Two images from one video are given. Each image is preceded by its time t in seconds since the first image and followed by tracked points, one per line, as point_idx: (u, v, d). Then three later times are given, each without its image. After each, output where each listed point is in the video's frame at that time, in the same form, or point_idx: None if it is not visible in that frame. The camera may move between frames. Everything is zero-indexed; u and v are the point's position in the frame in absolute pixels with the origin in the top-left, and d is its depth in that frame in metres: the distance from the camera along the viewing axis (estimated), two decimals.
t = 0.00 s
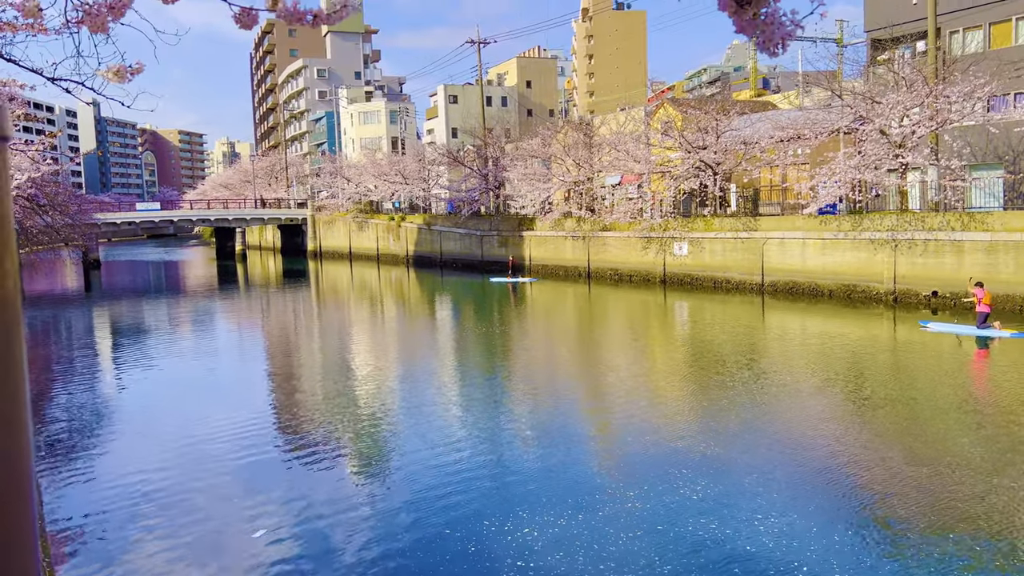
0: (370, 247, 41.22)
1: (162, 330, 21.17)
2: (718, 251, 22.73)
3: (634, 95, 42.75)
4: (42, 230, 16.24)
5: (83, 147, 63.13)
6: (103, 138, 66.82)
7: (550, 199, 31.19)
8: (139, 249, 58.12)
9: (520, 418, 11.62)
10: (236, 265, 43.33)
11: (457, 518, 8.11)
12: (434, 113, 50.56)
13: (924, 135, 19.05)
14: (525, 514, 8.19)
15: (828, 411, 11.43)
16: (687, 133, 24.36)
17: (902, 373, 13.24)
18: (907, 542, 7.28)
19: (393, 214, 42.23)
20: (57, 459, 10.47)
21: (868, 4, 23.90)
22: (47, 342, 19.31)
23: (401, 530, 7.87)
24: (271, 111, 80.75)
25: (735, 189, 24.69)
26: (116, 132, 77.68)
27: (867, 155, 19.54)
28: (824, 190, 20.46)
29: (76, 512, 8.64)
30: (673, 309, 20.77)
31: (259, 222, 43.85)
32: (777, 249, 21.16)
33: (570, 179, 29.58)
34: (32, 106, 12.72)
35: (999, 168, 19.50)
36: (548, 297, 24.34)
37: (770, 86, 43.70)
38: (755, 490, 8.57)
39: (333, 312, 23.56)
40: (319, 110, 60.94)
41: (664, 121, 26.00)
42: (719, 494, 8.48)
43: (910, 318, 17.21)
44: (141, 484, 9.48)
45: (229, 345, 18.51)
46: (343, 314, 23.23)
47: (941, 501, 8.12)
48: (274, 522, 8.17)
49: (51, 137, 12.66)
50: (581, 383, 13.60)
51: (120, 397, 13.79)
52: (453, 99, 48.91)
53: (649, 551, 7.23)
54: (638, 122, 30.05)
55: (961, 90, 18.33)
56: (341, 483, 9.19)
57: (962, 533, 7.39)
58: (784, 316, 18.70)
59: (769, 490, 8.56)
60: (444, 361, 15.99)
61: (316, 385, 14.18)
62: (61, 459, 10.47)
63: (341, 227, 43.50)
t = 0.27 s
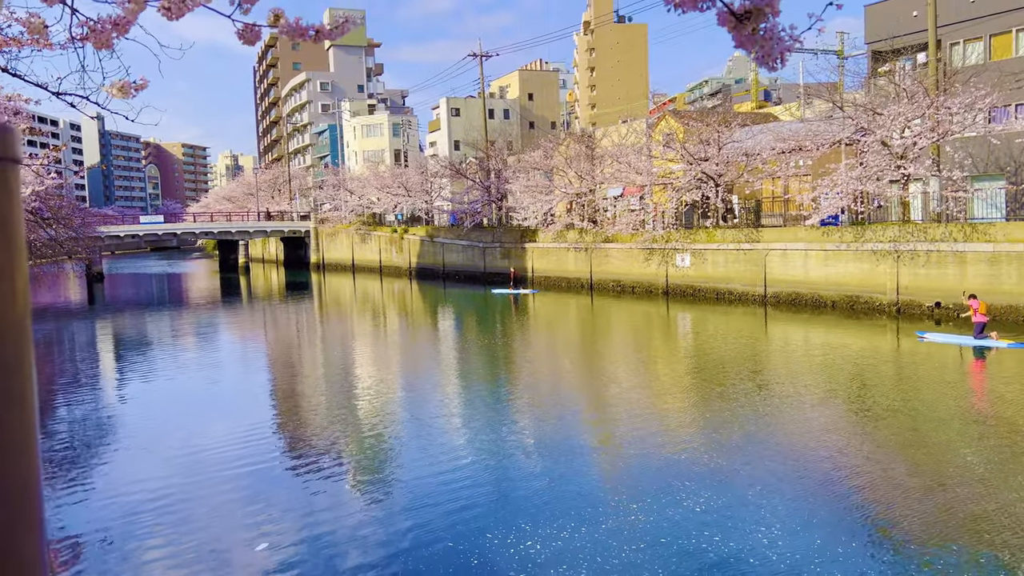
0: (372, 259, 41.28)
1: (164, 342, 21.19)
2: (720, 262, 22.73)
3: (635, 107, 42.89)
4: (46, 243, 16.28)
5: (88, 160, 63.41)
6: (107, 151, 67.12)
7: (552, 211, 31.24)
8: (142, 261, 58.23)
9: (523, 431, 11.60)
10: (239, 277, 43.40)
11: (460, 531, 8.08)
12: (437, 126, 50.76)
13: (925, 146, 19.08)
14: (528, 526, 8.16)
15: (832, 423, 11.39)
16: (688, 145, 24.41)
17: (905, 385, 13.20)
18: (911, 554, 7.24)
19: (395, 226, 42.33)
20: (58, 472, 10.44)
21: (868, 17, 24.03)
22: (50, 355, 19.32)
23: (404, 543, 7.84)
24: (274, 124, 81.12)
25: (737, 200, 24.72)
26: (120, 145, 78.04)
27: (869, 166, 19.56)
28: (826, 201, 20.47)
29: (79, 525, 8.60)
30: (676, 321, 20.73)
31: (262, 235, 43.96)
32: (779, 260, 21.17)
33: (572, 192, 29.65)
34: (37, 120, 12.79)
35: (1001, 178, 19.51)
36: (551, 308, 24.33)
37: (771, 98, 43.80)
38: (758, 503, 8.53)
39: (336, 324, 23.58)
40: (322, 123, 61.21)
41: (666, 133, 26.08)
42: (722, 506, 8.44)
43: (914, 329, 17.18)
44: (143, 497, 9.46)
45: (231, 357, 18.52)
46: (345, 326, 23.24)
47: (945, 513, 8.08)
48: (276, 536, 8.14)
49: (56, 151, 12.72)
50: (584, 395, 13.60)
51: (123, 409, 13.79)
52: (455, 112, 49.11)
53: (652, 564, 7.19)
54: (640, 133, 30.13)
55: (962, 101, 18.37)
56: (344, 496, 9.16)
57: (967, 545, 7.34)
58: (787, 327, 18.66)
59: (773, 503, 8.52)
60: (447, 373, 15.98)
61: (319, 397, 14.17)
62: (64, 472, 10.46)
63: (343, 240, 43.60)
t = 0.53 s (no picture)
0: (375, 271, 41.31)
1: (167, 355, 21.19)
2: (723, 274, 22.72)
3: (637, 119, 43.02)
4: (49, 257, 16.31)
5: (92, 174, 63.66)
6: (111, 164, 67.45)
7: (554, 223, 31.26)
8: (145, 274, 58.32)
9: (526, 443, 11.55)
10: (242, 290, 43.46)
11: (462, 544, 8.03)
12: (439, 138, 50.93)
13: (927, 157, 19.10)
14: (531, 539, 8.11)
15: (836, 435, 11.32)
16: (690, 157, 24.45)
17: (909, 396, 13.13)
18: (917, 567, 7.16)
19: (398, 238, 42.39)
20: (60, 484, 10.42)
21: (869, 29, 24.10)
22: (53, 368, 19.31)
23: (406, 556, 7.79)
24: (277, 137, 81.52)
25: (740, 212, 24.73)
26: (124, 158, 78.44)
27: (871, 177, 19.56)
28: (829, 213, 20.46)
29: (79, 539, 8.54)
30: (679, 332, 20.68)
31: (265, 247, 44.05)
32: (782, 271, 21.15)
33: (574, 204, 29.69)
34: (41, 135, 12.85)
35: (1003, 189, 19.50)
36: (553, 320, 24.31)
37: (773, 109, 43.89)
38: (762, 515, 8.47)
39: (338, 336, 23.59)
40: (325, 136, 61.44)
41: (668, 145, 26.14)
42: (726, 519, 8.38)
43: (918, 340, 17.12)
44: (145, 510, 9.41)
45: (234, 370, 18.52)
46: (348, 338, 23.22)
47: (950, 526, 8.02)
48: (278, 549, 8.07)
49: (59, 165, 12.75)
50: (587, 406, 13.57)
51: (126, 422, 13.75)
52: (458, 125, 49.30)
53: None
54: (642, 145, 30.19)
55: (964, 112, 18.37)
56: (346, 509, 9.11)
57: (971, 558, 7.28)
58: (790, 339, 18.63)
59: (777, 515, 8.46)
60: (449, 385, 15.95)
61: (321, 410, 14.13)
62: (66, 485, 10.41)
63: (346, 252, 43.67)
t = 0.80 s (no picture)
0: (378, 284, 41.35)
1: (170, 368, 21.20)
2: (725, 286, 22.71)
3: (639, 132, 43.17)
4: (53, 270, 16.35)
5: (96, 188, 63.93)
6: (116, 178, 67.76)
7: (557, 236, 31.28)
8: (148, 287, 58.43)
9: (529, 456, 11.50)
10: (245, 302, 43.50)
11: (465, 558, 7.97)
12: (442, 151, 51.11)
13: (930, 169, 19.12)
14: (535, 553, 8.05)
15: (841, 448, 11.27)
16: (692, 169, 24.50)
17: (914, 409, 13.07)
18: None
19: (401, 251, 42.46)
20: (62, 497, 10.39)
21: (870, 42, 24.20)
22: (56, 381, 19.31)
23: (408, 570, 7.73)
24: (280, 151, 81.87)
25: (742, 224, 24.74)
26: (128, 172, 78.81)
27: (873, 190, 19.57)
28: (831, 225, 20.46)
29: (80, 552, 8.50)
30: (682, 345, 20.64)
31: (267, 260, 44.12)
32: (785, 283, 21.13)
33: (577, 216, 29.73)
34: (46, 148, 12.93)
35: (1006, 202, 19.51)
36: (556, 333, 24.28)
37: (775, 122, 43.99)
38: (767, 529, 8.41)
39: (341, 349, 23.58)
40: (328, 149, 61.69)
41: (670, 158, 26.20)
42: (731, 533, 8.32)
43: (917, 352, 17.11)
44: (147, 523, 9.37)
45: (237, 383, 18.51)
46: (351, 351, 23.20)
47: (956, 540, 7.95)
48: (280, 563, 8.02)
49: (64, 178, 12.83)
50: (591, 418, 13.54)
51: (129, 435, 13.72)
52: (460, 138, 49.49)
53: None
54: (644, 158, 30.25)
55: (965, 125, 18.39)
56: (348, 523, 9.06)
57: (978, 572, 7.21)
58: (793, 351, 18.58)
59: (782, 529, 8.40)
60: (452, 397, 15.92)
61: (324, 422, 14.10)
62: (68, 498, 10.38)
63: (349, 265, 43.74)
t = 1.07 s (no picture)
0: (381, 298, 41.38)
1: (174, 382, 21.21)
2: (729, 300, 22.68)
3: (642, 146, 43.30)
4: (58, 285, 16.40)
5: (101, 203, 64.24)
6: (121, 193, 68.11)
7: (560, 249, 31.28)
8: (152, 302, 58.56)
9: (533, 470, 11.44)
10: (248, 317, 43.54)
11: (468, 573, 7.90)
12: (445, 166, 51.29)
13: (932, 183, 19.12)
14: (538, 568, 7.98)
15: (845, 463, 11.19)
16: (695, 184, 24.54)
17: (919, 423, 12.99)
18: None
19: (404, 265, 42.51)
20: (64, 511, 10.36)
21: (872, 57, 24.29)
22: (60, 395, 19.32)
23: None
24: (284, 166, 82.27)
25: (745, 238, 24.74)
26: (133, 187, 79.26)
27: (876, 204, 19.57)
28: (834, 239, 20.45)
29: (81, 567, 8.45)
30: (686, 359, 20.57)
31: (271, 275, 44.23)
32: (789, 297, 21.10)
33: (580, 230, 29.75)
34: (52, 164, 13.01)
35: (1009, 215, 19.49)
36: (559, 347, 24.24)
37: (777, 135, 44.10)
38: (772, 545, 8.33)
39: (344, 363, 23.56)
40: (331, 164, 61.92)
41: (673, 172, 26.25)
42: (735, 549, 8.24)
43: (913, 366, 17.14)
44: (148, 537, 9.33)
45: (240, 397, 18.50)
46: (354, 366, 23.17)
47: (963, 555, 7.86)
48: None
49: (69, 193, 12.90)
50: (594, 433, 13.49)
51: (131, 450, 13.69)
52: (464, 152, 49.68)
53: None
54: (647, 172, 30.29)
55: (967, 139, 18.41)
56: (350, 538, 9.01)
57: None
58: (797, 365, 18.52)
59: (787, 545, 8.32)
60: (455, 412, 15.87)
61: (326, 437, 14.05)
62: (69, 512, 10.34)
63: (352, 279, 43.80)
